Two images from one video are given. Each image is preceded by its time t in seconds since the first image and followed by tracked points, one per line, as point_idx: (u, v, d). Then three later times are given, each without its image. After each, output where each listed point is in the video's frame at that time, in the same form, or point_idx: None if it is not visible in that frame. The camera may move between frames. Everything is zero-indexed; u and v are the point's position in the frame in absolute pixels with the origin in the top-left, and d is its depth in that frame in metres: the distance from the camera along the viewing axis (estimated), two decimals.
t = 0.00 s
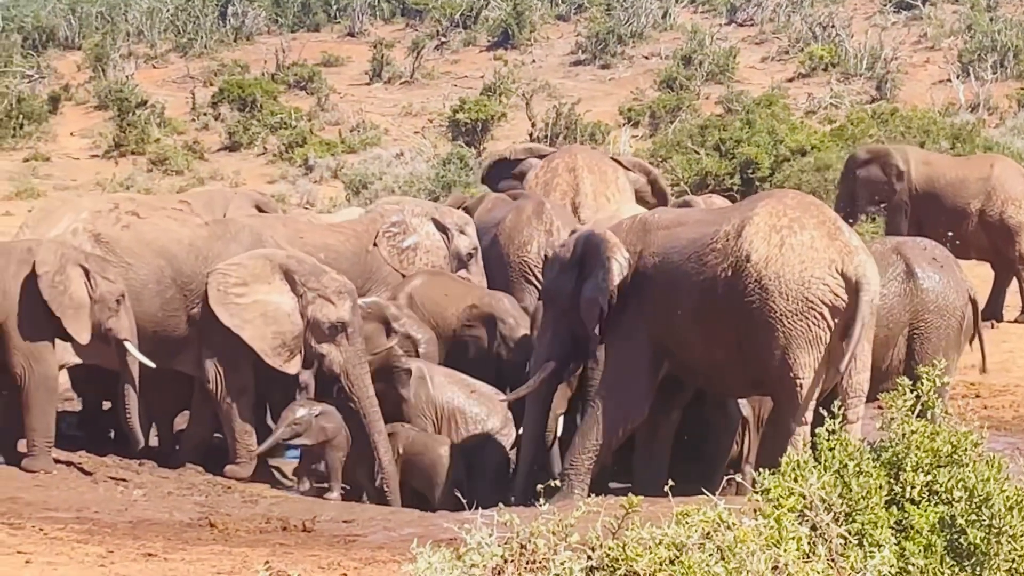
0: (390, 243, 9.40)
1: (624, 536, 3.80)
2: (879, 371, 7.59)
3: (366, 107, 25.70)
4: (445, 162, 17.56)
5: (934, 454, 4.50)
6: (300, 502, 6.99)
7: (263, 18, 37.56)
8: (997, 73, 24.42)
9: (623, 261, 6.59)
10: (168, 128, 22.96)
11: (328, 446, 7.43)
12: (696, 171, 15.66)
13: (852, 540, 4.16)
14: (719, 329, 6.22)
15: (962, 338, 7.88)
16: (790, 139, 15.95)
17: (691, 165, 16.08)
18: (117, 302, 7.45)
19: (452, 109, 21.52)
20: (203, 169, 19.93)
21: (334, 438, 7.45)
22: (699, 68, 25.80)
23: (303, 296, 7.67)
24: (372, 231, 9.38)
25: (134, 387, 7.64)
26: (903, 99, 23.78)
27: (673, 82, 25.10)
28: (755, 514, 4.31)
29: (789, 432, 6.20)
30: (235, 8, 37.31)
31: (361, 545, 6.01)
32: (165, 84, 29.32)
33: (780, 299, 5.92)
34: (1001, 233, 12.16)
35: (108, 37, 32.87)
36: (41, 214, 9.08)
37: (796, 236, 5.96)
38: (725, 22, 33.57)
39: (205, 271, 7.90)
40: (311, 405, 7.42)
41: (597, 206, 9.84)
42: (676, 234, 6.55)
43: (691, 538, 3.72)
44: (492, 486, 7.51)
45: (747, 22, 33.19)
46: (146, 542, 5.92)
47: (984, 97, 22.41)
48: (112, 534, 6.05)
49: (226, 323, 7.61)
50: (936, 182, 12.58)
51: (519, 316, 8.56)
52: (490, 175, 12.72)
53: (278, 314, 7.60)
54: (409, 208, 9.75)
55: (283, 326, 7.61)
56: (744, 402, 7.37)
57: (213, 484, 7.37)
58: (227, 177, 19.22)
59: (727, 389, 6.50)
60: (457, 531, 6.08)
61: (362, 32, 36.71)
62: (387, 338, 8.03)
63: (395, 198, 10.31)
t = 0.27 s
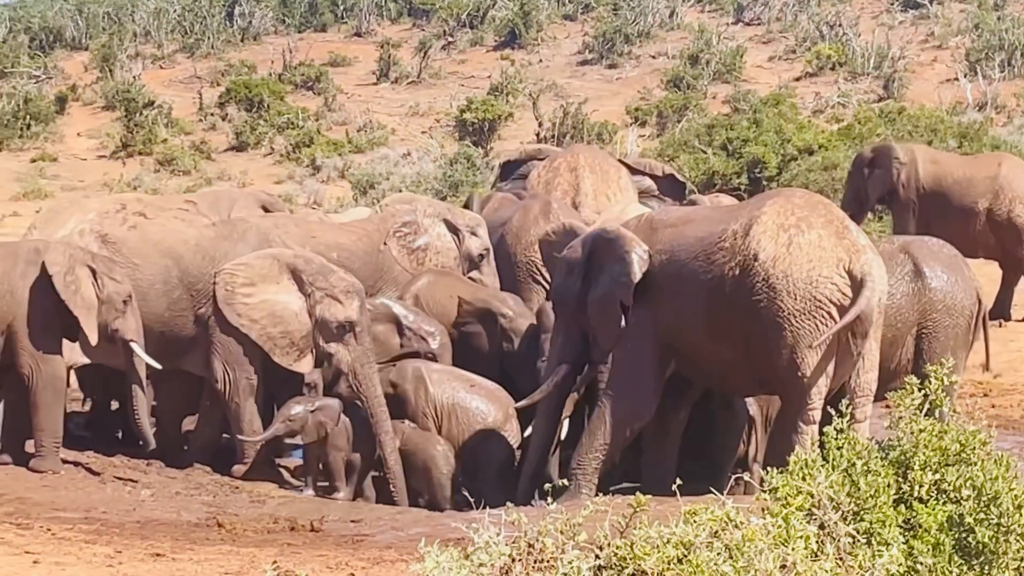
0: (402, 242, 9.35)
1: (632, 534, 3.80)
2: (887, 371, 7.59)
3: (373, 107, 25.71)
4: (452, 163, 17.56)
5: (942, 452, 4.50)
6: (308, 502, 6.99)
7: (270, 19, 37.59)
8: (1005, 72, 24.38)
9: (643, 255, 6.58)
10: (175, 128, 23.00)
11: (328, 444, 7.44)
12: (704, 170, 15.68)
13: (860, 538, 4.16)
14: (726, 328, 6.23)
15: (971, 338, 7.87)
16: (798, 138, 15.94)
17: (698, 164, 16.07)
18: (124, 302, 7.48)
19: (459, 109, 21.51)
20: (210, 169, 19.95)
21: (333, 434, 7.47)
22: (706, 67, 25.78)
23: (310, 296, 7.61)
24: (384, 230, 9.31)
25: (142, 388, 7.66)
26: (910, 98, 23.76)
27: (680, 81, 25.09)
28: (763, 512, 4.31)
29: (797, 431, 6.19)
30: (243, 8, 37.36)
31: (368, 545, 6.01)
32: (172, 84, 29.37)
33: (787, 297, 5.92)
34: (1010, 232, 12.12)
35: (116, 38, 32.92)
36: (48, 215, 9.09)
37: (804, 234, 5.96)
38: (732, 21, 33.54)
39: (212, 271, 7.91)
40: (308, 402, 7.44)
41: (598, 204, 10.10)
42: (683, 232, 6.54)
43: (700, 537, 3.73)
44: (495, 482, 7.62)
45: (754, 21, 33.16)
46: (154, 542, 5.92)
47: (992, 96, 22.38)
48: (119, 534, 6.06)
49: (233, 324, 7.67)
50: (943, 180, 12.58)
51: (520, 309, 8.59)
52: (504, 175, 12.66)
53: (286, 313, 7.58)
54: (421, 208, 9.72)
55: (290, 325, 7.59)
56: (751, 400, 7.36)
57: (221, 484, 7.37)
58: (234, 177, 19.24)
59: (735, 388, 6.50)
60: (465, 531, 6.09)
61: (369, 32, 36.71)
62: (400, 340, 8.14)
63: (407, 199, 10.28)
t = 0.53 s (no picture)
0: (415, 241, 9.43)
1: (636, 533, 3.80)
2: (893, 369, 7.60)
3: (377, 107, 25.73)
4: (456, 162, 17.58)
5: (946, 450, 4.49)
6: (313, 502, 7.01)
7: (274, 19, 37.61)
8: (1010, 70, 24.36)
9: (648, 252, 6.61)
10: (180, 128, 23.03)
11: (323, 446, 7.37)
12: (708, 168, 15.73)
13: (865, 537, 4.17)
14: (731, 326, 6.24)
15: (976, 336, 7.88)
16: (802, 136, 15.94)
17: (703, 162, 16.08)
18: (128, 303, 7.52)
19: (464, 108, 21.53)
20: (215, 169, 19.99)
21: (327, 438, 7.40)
22: (710, 66, 25.77)
23: (313, 293, 7.63)
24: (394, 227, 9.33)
25: (145, 388, 7.70)
26: (915, 96, 23.75)
27: (684, 80, 25.10)
28: (768, 511, 4.32)
29: (802, 429, 6.21)
30: (247, 9, 37.38)
31: (374, 545, 6.02)
32: (177, 84, 29.41)
33: (793, 297, 5.93)
34: (1014, 229, 12.09)
35: (121, 39, 32.96)
36: (52, 215, 9.12)
37: (809, 233, 5.98)
38: (736, 20, 33.52)
39: (214, 271, 7.93)
40: (302, 404, 7.46)
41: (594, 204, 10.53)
42: (687, 230, 6.55)
43: (705, 535, 3.73)
44: (507, 480, 7.66)
45: (758, 20, 33.14)
46: (159, 543, 5.94)
47: (996, 94, 22.35)
48: (125, 535, 6.08)
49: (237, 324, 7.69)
50: (947, 178, 12.58)
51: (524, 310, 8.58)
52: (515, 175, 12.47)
53: (289, 311, 7.60)
54: (434, 207, 9.74)
55: (295, 322, 7.60)
56: (756, 399, 7.37)
57: (226, 483, 7.40)
58: (239, 177, 19.27)
59: (739, 385, 6.51)
60: (470, 530, 6.10)
61: (373, 32, 36.72)
62: (412, 337, 8.27)
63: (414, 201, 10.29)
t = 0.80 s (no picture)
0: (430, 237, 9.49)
1: (640, 532, 3.79)
2: (895, 366, 7.60)
3: (379, 106, 25.73)
4: (458, 161, 17.57)
5: (949, 448, 4.50)
6: (316, 500, 7.02)
7: (276, 18, 37.57)
8: (1012, 67, 24.33)
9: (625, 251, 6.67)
10: (182, 128, 23.04)
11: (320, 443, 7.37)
12: (710, 165, 15.76)
13: (868, 534, 4.17)
14: (734, 325, 6.23)
15: (979, 333, 7.88)
16: (804, 134, 15.93)
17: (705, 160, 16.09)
18: (130, 302, 7.50)
19: (465, 107, 21.54)
20: (217, 169, 19.99)
21: (324, 434, 7.39)
22: (712, 64, 25.75)
23: (310, 283, 7.73)
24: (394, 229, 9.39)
25: (145, 387, 7.77)
26: (917, 93, 23.73)
27: (686, 78, 25.09)
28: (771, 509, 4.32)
29: (806, 427, 6.20)
30: (248, 8, 37.35)
31: (376, 544, 6.03)
32: (179, 84, 29.40)
33: (796, 294, 5.93)
34: (1016, 225, 12.08)
35: (122, 38, 32.93)
36: (49, 215, 9.17)
37: (811, 231, 5.98)
38: (738, 18, 33.49)
39: (212, 271, 8.02)
40: (301, 400, 7.41)
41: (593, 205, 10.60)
42: (689, 228, 6.54)
43: (708, 533, 3.72)
44: (512, 478, 7.70)
45: (759, 17, 33.10)
46: (162, 542, 5.95)
47: (998, 91, 22.33)
48: (128, 534, 6.08)
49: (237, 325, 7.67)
50: (949, 175, 12.58)
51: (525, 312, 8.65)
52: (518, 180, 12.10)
53: (290, 305, 7.65)
54: (438, 208, 9.77)
55: (298, 315, 7.66)
56: (760, 396, 7.37)
57: (229, 482, 7.40)
58: (241, 176, 19.28)
59: (742, 383, 6.51)
60: (473, 529, 6.10)
61: (375, 31, 36.67)
62: (421, 335, 8.24)
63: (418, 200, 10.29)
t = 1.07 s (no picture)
0: (418, 236, 9.38)
1: (641, 528, 3.79)
2: (897, 363, 7.61)
3: (380, 104, 25.72)
4: (459, 158, 17.57)
5: (951, 445, 4.49)
6: (318, 499, 7.02)
7: (276, 17, 37.56)
8: (1012, 62, 24.34)
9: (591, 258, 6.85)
10: (182, 126, 23.04)
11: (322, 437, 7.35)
12: (712, 163, 15.80)
13: (869, 531, 4.18)
14: (735, 322, 6.23)
15: (981, 330, 7.88)
16: (805, 130, 15.92)
17: (706, 157, 16.09)
18: (132, 301, 7.49)
19: (466, 105, 21.53)
20: (218, 168, 19.99)
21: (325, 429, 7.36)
22: (712, 61, 25.75)
23: (304, 274, 7.71)
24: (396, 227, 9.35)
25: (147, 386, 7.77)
26: (918, 89, 23.74)
27: (687, 75, 25.10)
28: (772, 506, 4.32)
29: (807, 424, 6.21)
30: (248, 6, 37.35)
31: (378, 542, 6.03)
32: (179, 83, 29.40)
33: (798, 290, 5.93)
34: (1017, 221, 12.08)
35: (122, 37, 32.93)
36: (45, 215, 9.17)
37: (812, 228, 5.98)
38: (738, 14, 33.48)
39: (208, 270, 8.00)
40: (303, 395, 7.41)
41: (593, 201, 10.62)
42: (689, 225, 6.52)
43: (709, 531, 3.72)
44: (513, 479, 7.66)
45: (760, 14, 33.10)
46: (164, 541, 5.95)
47: (999, 87, 22.32)
48: (130, 533, 6.09)
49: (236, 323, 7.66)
50: (950, 171, 12.58)
51: (529, 311, 8.54)
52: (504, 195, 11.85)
53: (287, 299, 7.64)
54: (433, 205, 9.71)
55: (296, 308, 7.63)
56: (763, 394, 7.38)
57: (231, 481, 7.40)
58: (242, 175, 19.28)
59: (744, 380, 6.50)
60: (475, 527, 6.10)
61: (375, 29, 36.65)
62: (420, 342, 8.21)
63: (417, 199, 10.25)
